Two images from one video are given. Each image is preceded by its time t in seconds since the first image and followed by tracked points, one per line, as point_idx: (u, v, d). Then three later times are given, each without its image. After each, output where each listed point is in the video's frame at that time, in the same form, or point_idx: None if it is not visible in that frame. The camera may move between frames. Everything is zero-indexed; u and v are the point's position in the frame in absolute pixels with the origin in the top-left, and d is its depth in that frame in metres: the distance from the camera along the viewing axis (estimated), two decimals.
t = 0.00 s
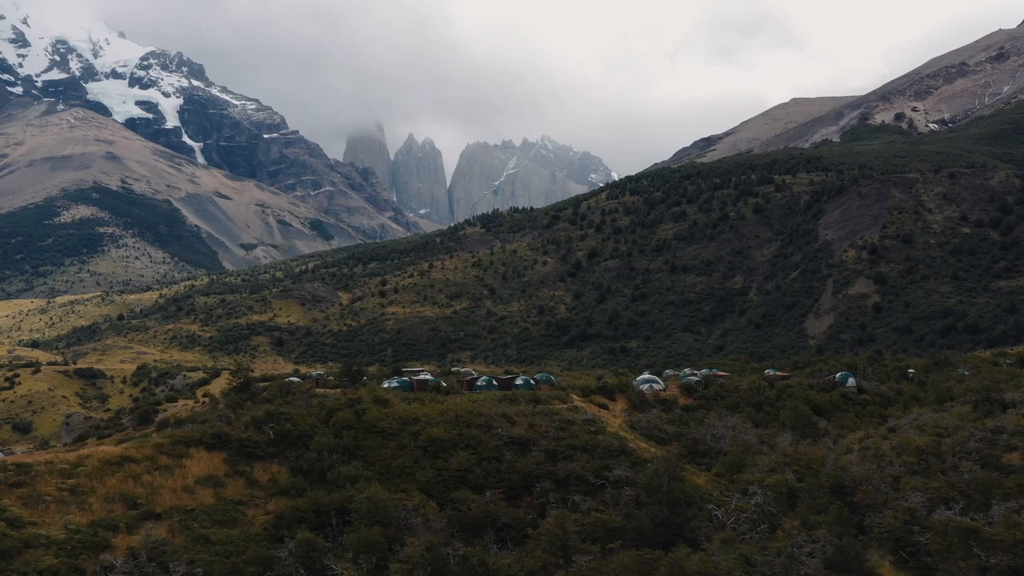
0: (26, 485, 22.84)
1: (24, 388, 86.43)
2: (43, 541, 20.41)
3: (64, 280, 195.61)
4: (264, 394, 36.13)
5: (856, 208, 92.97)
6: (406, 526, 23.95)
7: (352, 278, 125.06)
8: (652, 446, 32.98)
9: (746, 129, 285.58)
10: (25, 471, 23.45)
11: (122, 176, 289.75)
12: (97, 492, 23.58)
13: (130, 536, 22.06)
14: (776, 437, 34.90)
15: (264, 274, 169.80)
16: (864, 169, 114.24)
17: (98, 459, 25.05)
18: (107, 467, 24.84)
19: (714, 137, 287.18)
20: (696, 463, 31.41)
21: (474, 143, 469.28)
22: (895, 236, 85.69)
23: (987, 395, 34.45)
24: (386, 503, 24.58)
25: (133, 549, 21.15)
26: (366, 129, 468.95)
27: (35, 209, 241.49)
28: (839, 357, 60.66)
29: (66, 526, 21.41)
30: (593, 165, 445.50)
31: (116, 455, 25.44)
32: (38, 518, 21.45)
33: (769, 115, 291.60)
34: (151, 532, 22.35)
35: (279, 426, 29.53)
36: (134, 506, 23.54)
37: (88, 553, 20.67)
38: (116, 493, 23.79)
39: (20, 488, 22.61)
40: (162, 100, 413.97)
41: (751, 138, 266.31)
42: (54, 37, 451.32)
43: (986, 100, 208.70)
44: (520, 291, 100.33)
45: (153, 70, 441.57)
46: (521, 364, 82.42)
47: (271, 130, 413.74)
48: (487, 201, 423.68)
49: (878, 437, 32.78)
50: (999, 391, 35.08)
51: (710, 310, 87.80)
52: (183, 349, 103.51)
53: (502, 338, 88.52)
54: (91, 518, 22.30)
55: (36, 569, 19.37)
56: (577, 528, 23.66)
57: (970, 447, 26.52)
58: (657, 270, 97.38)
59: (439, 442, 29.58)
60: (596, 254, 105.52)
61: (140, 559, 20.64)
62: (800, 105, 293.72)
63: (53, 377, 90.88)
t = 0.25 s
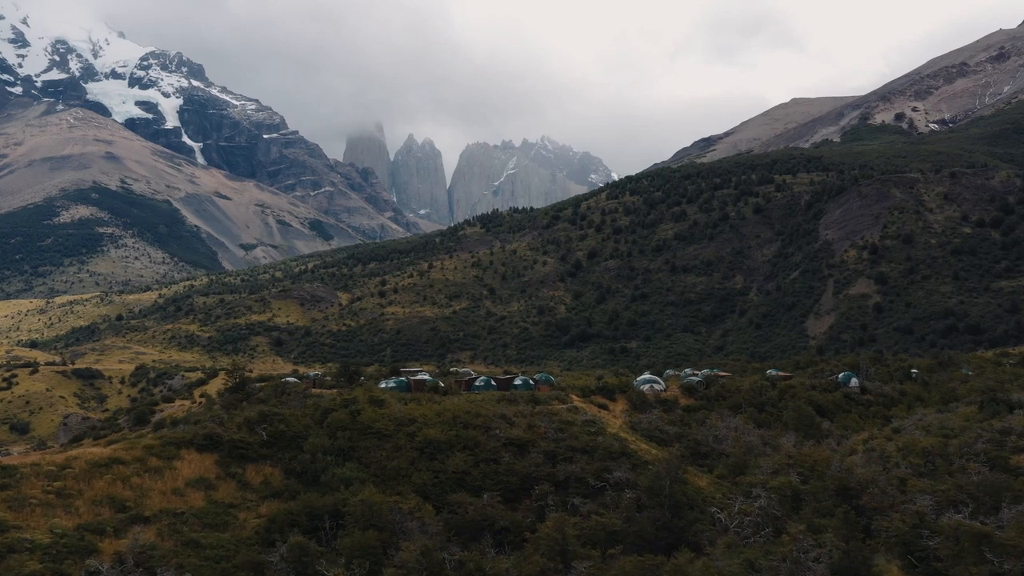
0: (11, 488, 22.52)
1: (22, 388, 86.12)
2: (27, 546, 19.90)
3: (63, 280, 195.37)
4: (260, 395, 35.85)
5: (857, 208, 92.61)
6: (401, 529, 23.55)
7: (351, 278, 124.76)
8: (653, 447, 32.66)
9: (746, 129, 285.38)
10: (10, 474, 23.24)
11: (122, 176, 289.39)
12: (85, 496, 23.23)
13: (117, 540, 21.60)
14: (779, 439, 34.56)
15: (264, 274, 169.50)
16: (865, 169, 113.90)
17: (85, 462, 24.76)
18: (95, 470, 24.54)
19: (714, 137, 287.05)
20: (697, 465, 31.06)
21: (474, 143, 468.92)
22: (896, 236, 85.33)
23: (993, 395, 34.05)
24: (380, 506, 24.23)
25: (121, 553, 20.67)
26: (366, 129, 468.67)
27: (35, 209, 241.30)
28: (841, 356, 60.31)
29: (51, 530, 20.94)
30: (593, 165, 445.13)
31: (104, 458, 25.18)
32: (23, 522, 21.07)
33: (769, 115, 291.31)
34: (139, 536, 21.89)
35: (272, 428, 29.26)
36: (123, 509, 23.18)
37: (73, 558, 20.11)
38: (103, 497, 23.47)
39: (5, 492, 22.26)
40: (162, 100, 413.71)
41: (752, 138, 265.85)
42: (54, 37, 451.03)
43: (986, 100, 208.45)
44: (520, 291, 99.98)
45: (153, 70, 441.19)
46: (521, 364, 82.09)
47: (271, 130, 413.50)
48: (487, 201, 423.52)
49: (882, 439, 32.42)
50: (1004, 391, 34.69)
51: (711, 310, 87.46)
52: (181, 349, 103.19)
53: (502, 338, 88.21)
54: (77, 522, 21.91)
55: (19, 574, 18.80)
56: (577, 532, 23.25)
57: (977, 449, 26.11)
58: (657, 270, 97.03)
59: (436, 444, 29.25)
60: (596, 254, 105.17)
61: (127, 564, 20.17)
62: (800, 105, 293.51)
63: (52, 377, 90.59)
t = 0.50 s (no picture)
0: None
1: (20, 388, 85.81)
2: (11, 550, 19.47)
3: (62, 280, 195.17)
4: (255, 396, 35.53)
5: (857, 208, 92.26)
6: (396, 533, 23.17)
7: (351, 278, 124.45)
8: (654, 449, 32.33)
9: (747, 129, 285.17)
10: None
11: (122, 176, 289.08)
12: (71, 498, 22.79)
13: (104, 544, 21.21)
14: (782, 440, 34.20)
15: (263, 274, 169.22)
16: (865, 169, 113.57)
17: (73, 464, 24.35)
18: (82, 472, 24.13)
19: (714, 137, 286.93)
20: (698, 466, 30.73)
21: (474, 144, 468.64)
22: (897, 236, 84.99)
23: (999, 396, 33.68)
24: (376, 509, 23.87)
25: (107, 558, 20.26)
26: (366, 129, 468.43)
27: (34, 209, 241.05)
28: (842, 357, 59.97)
29: (36, 533, 20.51)
30: (593, 165, 444.82)
31: (92, 460, 24.79)
32: (8, 526, 20.63)
33: (770, 115, 291.13)
34: (127, 540, 21.52)
35: (265, 429, 28.94)
36: (110, 512, 22.78)
37: (58, 563, 19.69)
38: (91, 499, 23.04)
39: None
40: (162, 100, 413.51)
41: (752, 138, 265.57)
42: (54, 37, 450.72)
43: (987, 100, 208.17)
44: (520, 291, 99.68)
45: (152, 70, 440.87)
46: (521, 364, 81.73)
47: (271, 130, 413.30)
48: (487, 201, 423.36)
49: (887, 440, 32.04)
50: (1011, 392, 34.31)
51: (712, 310, 87.11)
52: (180, 349, 102.86)
53: (502, 338, 87.88)
54: (63, 525, 21.46)
55: None
56: (577, 536, 22.87)
57: (986, 450, 25.72)
58: (657, 271, 96.68)
59: (432, 445, 28.91)
60: (596, 254, 104.84)
61: (114, 569, 19.75)
62: (800, 105, 293.32)
63: (50, 377, 90.31)
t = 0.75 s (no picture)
0: None
1: (18, 388, 85.54)
2: None
3: (62, 280, 195.00)
4: (250, 397, 35.18)
5: (858, 208, 91.94)
6: (391, 538, 22.77)
7: (350, 278, 124.12)
8: (654, 450, 31.94)
9: (747, 129, 284.84)
10: None
11: (121, 176, 288.92)
12: (57, 501, 22.42)
13: (90, 549, 20.83)
14: (784, 441, 33.85)
15: (263, 274, 168.98)
16: (866, 169, 113.23)
17: (60, 466, 24.01)
18: (69, 474, 23.76)
19: (714, 137, 286.70)
20: (699, 468, 30.35)
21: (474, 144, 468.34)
22: (898, 236, 84.69)
23: (1005, 396, 33.33)
24: (370, 513, 23.48)
25: (93, 565, 19.89)
26: (366, 129, 468.06)
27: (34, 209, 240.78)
28: (844, 357, 59.64)
29: (20, 538, 20.11)
30: (593, 165, 444.49)
31: (80, 462, 24.46)
32: None
33: (770, 115, 291.00)
34: (113, 545, 21.16)
35: (258, 430, 28.63)
36: (97, 516, 22.38)
37: (42, 569, 19.33)
38: (77, 502, 22.66)
39: None
40: (162, 100, 413.26)
41: (752, 138, 265.24)
42: (53, 37, 450.34)
43: (988, 100, 207.86)
44: (519, 291, 99.29)
45: (152, 70, 440.46)
46: (520, 365, 81.41)
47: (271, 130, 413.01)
48: (487, 201, 423.12)
49: (892, 442, 31.68)
50: (1016, 392, 33.97)
51: (712, 310, 86.71)
52: (179, 349, 102.56)
53: (502, 338, 87.53)
54: (48, 529, 21.07)
55: None
56: (576, 540, 22.49)
57: (995, 452, 25.35)
58: (657, 271, 96.37)
59: (428, 447, 28.54)
60: (596, 254, 104.51)
61: None
62: (800, 105, 293.03)
63: (48, 377, 90.03)
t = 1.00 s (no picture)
0: None
1: (16, 388, 85.24)
2: None
3: (61, 280, 194.83)
4: (246, 398, 34.80)
5: (858, 208, 91.58)
6: (386, 542, 22.39)
7: (349, 278, 123.74)
8: (654, 452, 31.56)
9: (747, 129, 284.50)
10: None
11: (121, 176, 288.58)
12: (42, 505, 22.04)
13: (75, 554, 20.44)
14: (787, 442, 33.51)
15: (262, 274, 168.69)
16: (867, 168, 112.85)
17: (45, 468, 23.64)
18: (54, 477, 23.40)
19: (714, 137, 286.40)
20: (701, 470, 29.97)
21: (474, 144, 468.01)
22: (899, 236, 84.36)
23: (1011, 397, 32.97)
24: (364, 516, 23.11)
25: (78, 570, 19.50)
26: (366, 129, 467.76)
27: (33, 210, 240.42)
28: (845, 357, 59.30)
29: (4, 542, 19.73)
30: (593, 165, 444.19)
31: (66, 464, 24.08)
32: None
33: (769, 115, 290.78)
34: (99, 549, 20.77)
35: (250, 431, 28.28)
36: (83, 519, 22.00)
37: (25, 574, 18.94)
38: (63, 505, 22.28)
39: None
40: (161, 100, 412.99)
41: (752, 138, 264.93)
42: (53, 37, 449.80)
43: (988, 100, 207.53)
44: (519, 291, 98.92)
45: (151, 70, 439.89)
46: (520, 365, 81.07)
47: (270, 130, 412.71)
48: (487, 201, 422.86)
49: (896, 443, 31.32)
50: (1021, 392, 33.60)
51: (712, 310, 86.36)
52: (177, 349, 102.21)
53: (501, 338, 87.14)
54: (32, 533, 20.68)
55: None
56: (576, 545, 22.11)
57: (1003, 454, 24.98)
58: (657, 271, 96.02)
59: (424, 449, 28.17)
60: (596, 254, 104.15)
61: None
62: (800, 105, 292.76)
63: (46, 377, 89.70)
